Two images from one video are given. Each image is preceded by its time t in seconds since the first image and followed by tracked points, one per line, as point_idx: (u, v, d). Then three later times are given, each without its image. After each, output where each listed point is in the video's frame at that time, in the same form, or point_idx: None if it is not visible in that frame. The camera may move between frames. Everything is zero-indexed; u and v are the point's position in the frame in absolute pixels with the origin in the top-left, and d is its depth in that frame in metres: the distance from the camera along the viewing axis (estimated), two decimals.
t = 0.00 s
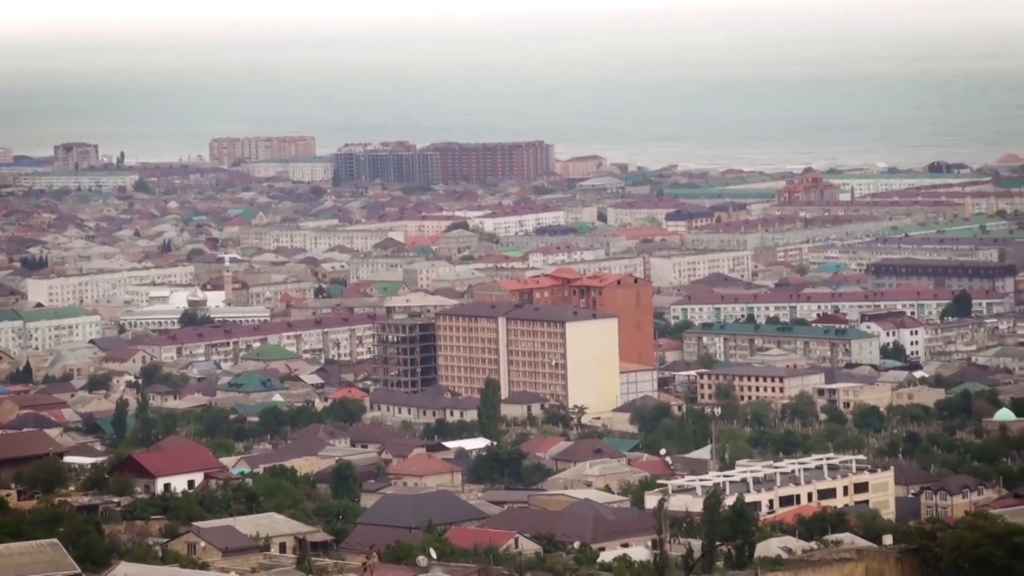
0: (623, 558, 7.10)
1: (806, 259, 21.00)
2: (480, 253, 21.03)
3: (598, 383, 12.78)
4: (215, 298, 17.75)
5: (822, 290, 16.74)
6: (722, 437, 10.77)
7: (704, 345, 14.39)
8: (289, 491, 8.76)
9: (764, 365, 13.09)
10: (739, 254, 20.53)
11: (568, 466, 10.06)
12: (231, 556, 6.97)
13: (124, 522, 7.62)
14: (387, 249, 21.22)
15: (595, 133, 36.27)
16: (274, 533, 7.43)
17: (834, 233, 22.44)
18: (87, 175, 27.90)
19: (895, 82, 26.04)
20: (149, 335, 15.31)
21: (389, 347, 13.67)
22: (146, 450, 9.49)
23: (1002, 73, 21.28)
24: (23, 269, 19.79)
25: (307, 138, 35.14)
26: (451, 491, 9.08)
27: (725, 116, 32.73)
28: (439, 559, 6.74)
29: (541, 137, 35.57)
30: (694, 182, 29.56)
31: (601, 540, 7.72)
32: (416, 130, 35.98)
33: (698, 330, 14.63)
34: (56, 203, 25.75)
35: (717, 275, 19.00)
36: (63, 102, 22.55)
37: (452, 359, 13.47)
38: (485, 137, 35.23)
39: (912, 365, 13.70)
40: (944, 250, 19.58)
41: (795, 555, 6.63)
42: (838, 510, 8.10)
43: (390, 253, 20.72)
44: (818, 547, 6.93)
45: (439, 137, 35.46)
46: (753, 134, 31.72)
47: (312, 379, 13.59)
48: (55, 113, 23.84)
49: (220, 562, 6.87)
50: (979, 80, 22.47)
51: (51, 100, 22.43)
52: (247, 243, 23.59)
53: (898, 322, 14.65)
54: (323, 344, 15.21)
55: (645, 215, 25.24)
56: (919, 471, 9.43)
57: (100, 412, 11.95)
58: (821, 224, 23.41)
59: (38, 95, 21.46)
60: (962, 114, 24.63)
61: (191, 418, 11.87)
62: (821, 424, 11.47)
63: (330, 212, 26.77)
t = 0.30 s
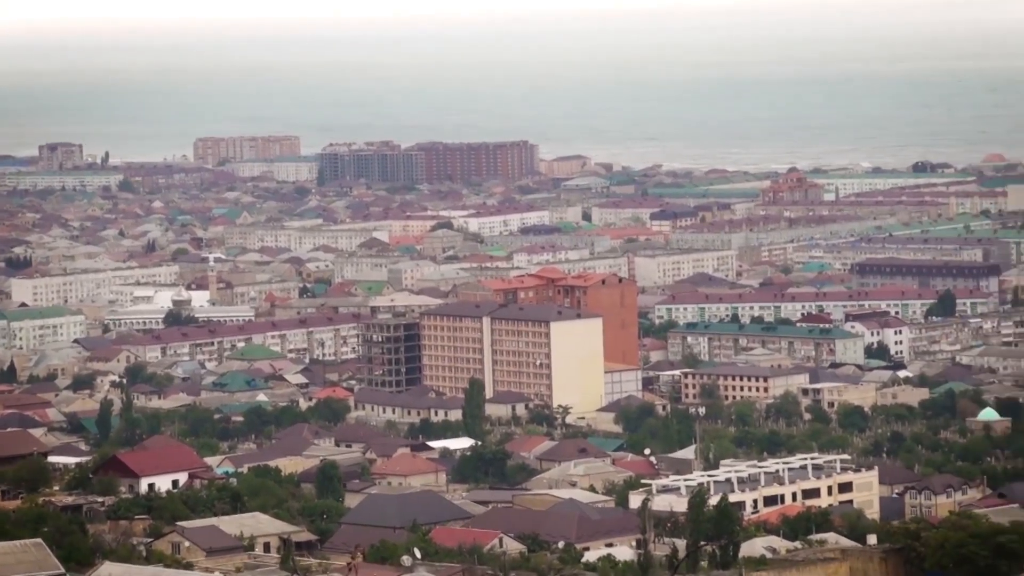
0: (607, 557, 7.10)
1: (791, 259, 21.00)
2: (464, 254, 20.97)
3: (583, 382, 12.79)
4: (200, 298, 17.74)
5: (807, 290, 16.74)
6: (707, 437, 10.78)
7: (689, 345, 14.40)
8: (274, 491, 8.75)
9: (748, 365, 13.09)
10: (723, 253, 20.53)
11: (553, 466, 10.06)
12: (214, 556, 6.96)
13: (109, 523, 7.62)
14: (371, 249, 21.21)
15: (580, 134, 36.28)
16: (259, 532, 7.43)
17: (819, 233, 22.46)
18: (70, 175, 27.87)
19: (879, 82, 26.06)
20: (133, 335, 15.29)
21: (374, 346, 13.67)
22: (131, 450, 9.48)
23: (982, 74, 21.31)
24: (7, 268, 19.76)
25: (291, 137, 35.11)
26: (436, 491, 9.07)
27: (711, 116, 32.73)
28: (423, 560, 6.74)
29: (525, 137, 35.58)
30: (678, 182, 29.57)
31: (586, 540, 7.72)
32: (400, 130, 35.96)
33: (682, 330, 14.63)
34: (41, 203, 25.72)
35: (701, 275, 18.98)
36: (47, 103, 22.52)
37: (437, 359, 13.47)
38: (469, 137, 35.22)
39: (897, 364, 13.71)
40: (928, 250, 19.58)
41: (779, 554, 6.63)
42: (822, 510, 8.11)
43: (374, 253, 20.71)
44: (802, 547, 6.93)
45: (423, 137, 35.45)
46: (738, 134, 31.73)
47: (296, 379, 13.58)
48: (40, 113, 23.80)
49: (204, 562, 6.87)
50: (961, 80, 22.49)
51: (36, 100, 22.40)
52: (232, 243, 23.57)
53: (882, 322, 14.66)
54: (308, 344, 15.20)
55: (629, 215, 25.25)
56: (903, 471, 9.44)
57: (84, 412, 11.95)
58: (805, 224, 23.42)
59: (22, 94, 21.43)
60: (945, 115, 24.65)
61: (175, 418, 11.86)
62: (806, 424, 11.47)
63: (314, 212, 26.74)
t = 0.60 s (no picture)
0: (593, 557, 7.11)
1: (776, 258, 21.02)
2: (449, 254, 20.94)
3: (568, 382, 12.79)
4: (185, 298, 17.73)
5: (792, 289, 16.75)
6: (692, 437, 10.79)
7: (674, 345, 14.40)
8: (259, 490, 8.75)
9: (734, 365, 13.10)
10: (709, 253, 20.54)
11: (539, 466, 10.06)
12: (201, 556, 6.96)
13: (94, 523, 7.61)
14: (356, 249, 21.19)
15: (565, 135, 36.28)
16: (244, 533, 7.42)
17: (804, 233, 22.48)
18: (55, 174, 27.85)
19: (865, 83, 26.08)
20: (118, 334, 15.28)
21: (360, 346, 13.68)
22: (116, 450, 9.47)
23: (969, 74, 21.33)
24: None
25: (276, 137, 35.08)
26: (421, 491, 9.07)
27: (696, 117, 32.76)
28: (408, 560, 6.73)
29: (510, 138, 35.59)
30: (664, 182, 29.57)
31: (572, 539, 7.72)
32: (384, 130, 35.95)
33: (668, 330, 14.64)
34: (26, 202, 25.70)
35: (686, 275, 18.97)
36: (33, 102, 22.49)
37: (422, 359, 13.47)
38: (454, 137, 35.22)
39: (882, 364, 13.73)
40: (913, 250, 19.60)
41: (764, 555, 6.64)
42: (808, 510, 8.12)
43: (359, 253, 20.70)
44: (787, 546, 6.95)
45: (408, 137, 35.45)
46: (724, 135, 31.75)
47: (281, 378, 13.58)
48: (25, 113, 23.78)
49: (189, 562, 6.87)
50: (947, 80, 22.51)
51: (21, 100, 22.38)
52: (217, 243, 23.56)
53: (868, 321, 14.67)
54: (293, 344, 15.20)
55: (615, 215, 25.25)
56: (888, 471, 9.45)
57: (69, 412, 11.94)
58: (790, 223, 23.44)
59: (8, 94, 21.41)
60: (930, 115, 24.68)
61: (161, 418, 11.86)
62: (791, 424, 11.47)
63: (299, 212, 26.73)
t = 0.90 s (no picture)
0: (578, 558, 7.11)
1: (762, 259, 21.01)
2: (436, 254, 20.92)
3: (553, 383, 12.80)
4: (170, 299, 17.71)
5: (777, 290, 16.77)
6: (678, 437, 10.80)
7: (659, 346, 14.41)
8: (244, 491, 8.75)
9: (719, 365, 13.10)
10: (694, 254, 20.55)
11: (524, 467, 10.06)
12: (186, 556, 6.96)
13: (79, 523, 7.61)
14: (343, 250, 21.16)
15: (551, 136, 36.30)
16: (230, 533, 7.42)
17: (790, 234, 22.49)
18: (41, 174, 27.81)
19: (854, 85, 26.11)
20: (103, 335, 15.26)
21: (345, 347, 13.69)
22: (100, 451, 9.47)
23: (956, 73, 21.36)
24: None
25: (261, 138, 35.04)
26: (407, 492, 9.07)
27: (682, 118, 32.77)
28: (393, 560, 6.74)
29: (496, 138, 35.61)
30: (649, 182, 29.59)
31: (557, 540, 7.73)
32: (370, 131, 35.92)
33: (653, 331, 14.65)
34: (11, 203, 25.66)
35: (672, 275, 18.96)
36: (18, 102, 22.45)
37: (407, 359, 13.47)
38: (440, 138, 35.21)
39: (867, 365, 13.74)
40: (898, 250, 19.63)
41: (748, 555, 6.66)
42: (793, 511, 8.12)
43: (345, 253, 20.71)
44: (772, 547, 6.96)
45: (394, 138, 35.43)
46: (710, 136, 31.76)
47: (267, 379, 13.58)
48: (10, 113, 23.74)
49: (175, 562, 6.87)
50: (935, 80, 22.53)
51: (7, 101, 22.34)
52: (203, 243, 23.53)
53: (853, 321, 14.69)
54: (279, 344, 15.19)
55: (601, 216, 25.25)
56: (873, 472, 9.45)
57: (54, 412, 11.92)
58: (775, 223, 23.45)
59: None
60: (917, 116, 24.71)
61: (147, 417, 11.86)
62: (776, 424, 11.48)
63: (285, 212, 26.70)
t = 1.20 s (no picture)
0: (562, 559, 7.11)
1: (746, 260, 21.00)
2: (420, 255, 20.91)
3: (537, 384, 12.79)
4: (154, 300, 17.67)
5: (761, 290, 16.77)
6: (662, 438, 10.79)
7: (644, 346, 14.41)
8: (229, 492, 8.74)
9: (703, 366, 13.10)
10: (679, 255, 20.55)
11: (509, 467, 10.05)
12: (170, 557, 6.95)
13: (62, 524, 7.59)
14: (327, 251, 21.12)
15: (536, 137, 36.30)
16: (214, 534, 7.41)
17: (774, 234, 22.49)
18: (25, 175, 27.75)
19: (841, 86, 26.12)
20: (87, 336, 15.23)
21: (330, 347, 13.69)
22: (84, 452, 9.45)
23: (939, 73, 21.40)
24: None
25: (245, 138, 34.99)
26: (391, 493, 9.06)
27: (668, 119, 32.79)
28: (378, 560, 6.74)
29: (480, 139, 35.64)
30: (633, 183, 29.61)
31: (542, 540, 7.73)
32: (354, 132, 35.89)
33: (637, 332, 14.65)
34: None
35: (655, 276, 18.95)
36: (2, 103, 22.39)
37: (391, 360, 13.46)
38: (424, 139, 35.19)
39: (851, 365, 13.75)
40: (882, 251, 19.65)
41: (732, 556, 6.67)
42: (777, 512, 8.13)
43: (330, 254, 20.71)
44: (756, 548, 6.96)
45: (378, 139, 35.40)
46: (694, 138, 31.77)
47: (251, 380, 13.57)
48: None
49: (160, 563, 6.86)
50: (919, 80, 22.57)
51: None
52: (187, 244, 23.50)
53: (837, 322, 14.70)
54: (263, 345, 15.17)
55: (585, 217, 25.24)
56: (857, 472, 9.46)
57: (38, 413, 11.90)
58: (760, 224, 23.44)
59: None
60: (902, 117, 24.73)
61: (131, 418, 11.84)
62: (761, 425, 11.47)
63: (268, 213, 26.66)
